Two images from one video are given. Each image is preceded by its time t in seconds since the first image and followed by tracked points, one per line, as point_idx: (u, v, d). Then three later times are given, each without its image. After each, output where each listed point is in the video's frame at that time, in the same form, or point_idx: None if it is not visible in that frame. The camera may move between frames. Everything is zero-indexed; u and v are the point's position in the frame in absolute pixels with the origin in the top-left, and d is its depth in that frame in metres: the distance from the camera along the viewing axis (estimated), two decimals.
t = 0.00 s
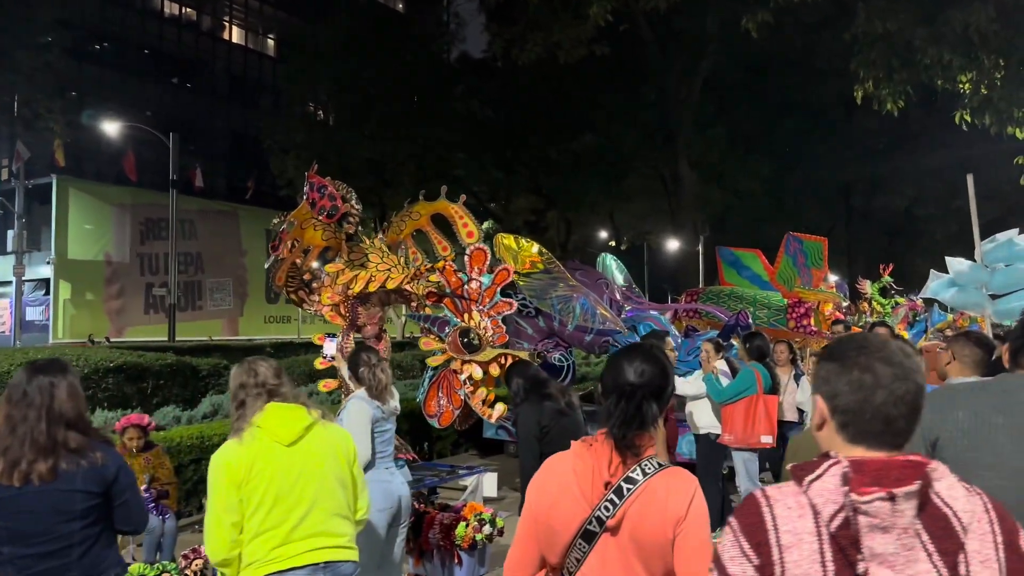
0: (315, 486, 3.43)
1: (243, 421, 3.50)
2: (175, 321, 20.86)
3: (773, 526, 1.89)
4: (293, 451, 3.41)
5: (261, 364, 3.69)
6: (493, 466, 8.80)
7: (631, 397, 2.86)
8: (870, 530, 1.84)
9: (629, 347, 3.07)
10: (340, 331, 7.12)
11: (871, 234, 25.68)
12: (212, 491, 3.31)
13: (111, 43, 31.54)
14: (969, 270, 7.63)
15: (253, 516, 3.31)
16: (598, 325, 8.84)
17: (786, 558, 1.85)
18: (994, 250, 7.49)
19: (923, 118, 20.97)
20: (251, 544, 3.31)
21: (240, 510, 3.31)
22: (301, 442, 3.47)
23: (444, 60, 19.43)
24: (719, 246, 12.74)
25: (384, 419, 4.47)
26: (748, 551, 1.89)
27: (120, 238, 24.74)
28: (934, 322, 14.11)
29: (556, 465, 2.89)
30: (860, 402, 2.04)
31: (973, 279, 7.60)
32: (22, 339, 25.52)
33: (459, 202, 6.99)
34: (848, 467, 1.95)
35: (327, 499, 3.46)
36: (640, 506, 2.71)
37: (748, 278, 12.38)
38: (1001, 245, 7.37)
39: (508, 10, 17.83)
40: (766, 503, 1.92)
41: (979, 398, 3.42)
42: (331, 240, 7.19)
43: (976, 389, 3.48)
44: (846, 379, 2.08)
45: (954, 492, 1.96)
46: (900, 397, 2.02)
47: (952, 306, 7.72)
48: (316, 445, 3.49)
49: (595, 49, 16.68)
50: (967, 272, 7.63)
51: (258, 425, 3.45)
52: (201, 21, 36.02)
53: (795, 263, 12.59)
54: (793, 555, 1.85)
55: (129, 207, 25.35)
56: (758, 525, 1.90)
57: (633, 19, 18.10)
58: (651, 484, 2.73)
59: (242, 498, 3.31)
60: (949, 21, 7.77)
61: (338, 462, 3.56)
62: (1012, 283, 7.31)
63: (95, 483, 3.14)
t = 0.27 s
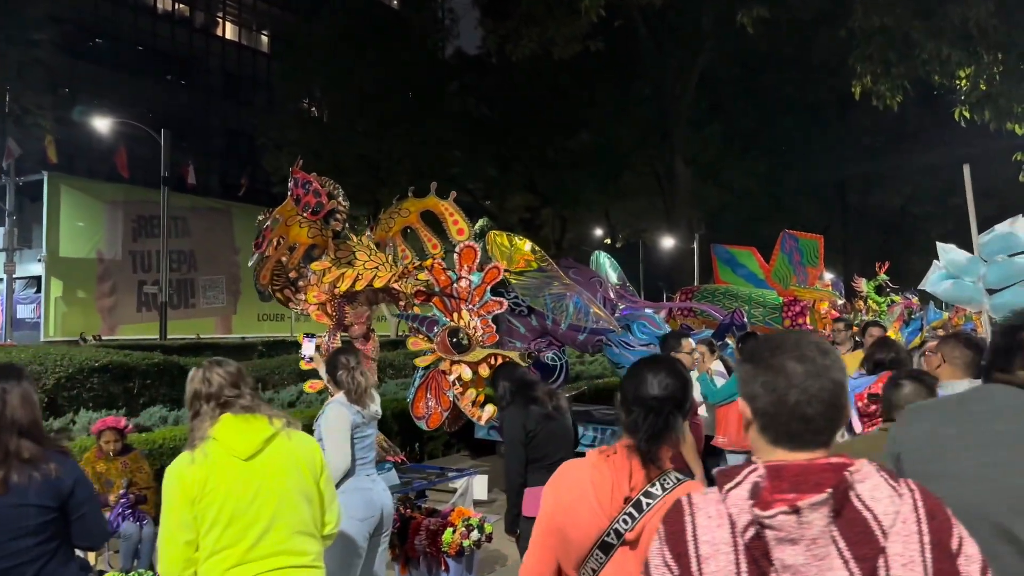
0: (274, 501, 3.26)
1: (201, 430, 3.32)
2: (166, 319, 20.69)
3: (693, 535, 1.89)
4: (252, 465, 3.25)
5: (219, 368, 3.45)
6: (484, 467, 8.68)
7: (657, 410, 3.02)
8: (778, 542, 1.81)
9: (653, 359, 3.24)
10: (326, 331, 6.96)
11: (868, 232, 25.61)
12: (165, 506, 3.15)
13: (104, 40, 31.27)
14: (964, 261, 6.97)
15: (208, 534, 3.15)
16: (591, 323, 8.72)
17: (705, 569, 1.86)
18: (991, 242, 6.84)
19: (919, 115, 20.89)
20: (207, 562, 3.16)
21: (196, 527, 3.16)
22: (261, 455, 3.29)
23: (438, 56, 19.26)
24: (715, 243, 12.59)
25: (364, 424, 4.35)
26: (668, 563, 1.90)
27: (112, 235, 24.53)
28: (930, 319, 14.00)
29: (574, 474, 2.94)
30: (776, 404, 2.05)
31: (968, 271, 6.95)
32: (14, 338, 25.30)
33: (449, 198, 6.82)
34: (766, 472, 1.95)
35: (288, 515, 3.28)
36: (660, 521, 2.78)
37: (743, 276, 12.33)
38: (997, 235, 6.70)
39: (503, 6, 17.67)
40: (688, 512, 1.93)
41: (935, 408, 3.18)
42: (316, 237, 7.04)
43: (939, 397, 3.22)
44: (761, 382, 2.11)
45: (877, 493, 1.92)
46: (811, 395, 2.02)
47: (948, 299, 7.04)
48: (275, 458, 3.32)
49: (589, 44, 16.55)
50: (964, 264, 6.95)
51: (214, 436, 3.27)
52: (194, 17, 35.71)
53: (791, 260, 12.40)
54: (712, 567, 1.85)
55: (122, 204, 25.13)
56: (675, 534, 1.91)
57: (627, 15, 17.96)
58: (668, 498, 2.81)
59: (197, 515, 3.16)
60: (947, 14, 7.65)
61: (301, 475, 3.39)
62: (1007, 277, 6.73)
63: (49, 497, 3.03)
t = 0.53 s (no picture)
0: (232, 512, 3.17)
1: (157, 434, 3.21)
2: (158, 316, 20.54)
3: (640, 540, 2.04)
4: (211, 475, 3.15)
5: (181, 366, 3.34)
6: (476, 466, 8.61)
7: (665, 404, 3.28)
8: (721, 547, 1.94)
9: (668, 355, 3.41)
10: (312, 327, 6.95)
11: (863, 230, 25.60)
12: (119, 514, 3.07)
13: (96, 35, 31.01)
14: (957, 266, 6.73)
15: (162, 545, 3.07)
16: (584, 321, 8.60)
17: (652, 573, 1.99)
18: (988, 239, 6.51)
19: (914, 113, 20.83)
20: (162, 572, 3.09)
21: (149, 538, 3.08)
22: (220, 465, 3.19)
23: (432, 52, 19.13)
24: (709, 240, 12.52)
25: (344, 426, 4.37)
26: (616, 567, 2.04)
27: (105, 232, 24.38)
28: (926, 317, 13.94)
29: (593, 462, 3.24)
30: (721, 401, 2.22)
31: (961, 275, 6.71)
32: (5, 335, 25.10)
33: (438, 194, 6.71)
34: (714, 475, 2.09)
35: (248, 527, 3.20)
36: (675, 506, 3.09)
37: (738, 273, 12.17)
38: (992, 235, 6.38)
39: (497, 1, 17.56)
40: (638, 515, 2.08)
41: (890, 407, 3.52)
42: (302, 233, 7.21)
43: (897, 397, 3.57)
44: (709, 384, 2.27)
45: (826, 496, 2.01)
46: (753, 391, 2.17)
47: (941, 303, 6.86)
48: (236, 468, 3.21)
49: (585, 40, 16.44)
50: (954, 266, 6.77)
51: (171, 442, 3.16)
52: (187, 12, 35.45)
53: (786, 257, 12.25)
54: (658, 570, 1.99)
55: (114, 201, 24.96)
56: (623, 538, 2.06)
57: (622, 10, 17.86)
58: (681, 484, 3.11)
59: (152, 525, 3.07)
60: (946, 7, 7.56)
61: (262, 485, 3.28)
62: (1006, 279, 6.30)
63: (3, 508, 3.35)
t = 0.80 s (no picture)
0: (182, 517, 3.02)
1: (106, 434, 3.07)
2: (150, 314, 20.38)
3: (605, 541, 2.04)
4: (161, 479, 3.00)
5: (138, 361, 3.22)
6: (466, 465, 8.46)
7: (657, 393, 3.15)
8: (688, 548, 1.90)
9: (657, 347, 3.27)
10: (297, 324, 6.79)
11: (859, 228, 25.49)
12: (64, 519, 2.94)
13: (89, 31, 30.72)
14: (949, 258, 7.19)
15: (109, 553, 2.93)
16: (576, 319, 8.48)
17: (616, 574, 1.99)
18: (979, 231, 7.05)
19: (911, 109, 20.72)
20: None
21: (96, 546, 2.94)
22: (171, 468, 3.04)
23: (427, 47, 19.01)
24: (704, 237, 12.45)
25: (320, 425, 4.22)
26: (581, 569, 2.04)
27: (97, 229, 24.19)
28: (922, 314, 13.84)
29: (586, 456, 3.12)
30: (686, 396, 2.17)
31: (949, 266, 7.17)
32: None
33: (427, 188, 6.56)
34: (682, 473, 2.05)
35: (201, 534, 3.04)
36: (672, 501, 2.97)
37: (734, 270, 12.10)
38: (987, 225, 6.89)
39: None
40: (602, 515, 2.09)
41: (864, 404, 3.38)
42: (285, 227, 6.95)
43: (871, 392, 3.41)
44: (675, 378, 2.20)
45: (798, 496, 1.95)
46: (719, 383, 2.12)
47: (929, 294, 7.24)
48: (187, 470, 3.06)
49: (579, 35, 16.30)
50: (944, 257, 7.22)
51: (120, 444, 3.02)
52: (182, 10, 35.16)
53: (781, 254, 12.21)
54: (623, 571, 1.98)
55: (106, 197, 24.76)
56: (588, 540, 2.06)
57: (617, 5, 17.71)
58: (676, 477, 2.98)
59: (98, 532, 2.93)
60: None
61: (218, 489, 3.13)
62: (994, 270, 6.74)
63: None
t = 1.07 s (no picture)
0: (124, 527, 2.93)
1: (42, 441, 2.96)
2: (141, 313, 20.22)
3: (580, 546, 1.98)
4: (100, 488, 2.91)
5: (75, 364, 3.10)
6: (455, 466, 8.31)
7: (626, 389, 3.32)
8: (668, 560, 1.86)
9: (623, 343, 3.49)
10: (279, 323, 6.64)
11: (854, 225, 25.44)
12: None
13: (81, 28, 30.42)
14: (941, 249, 7.32)
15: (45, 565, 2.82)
16: (567, 317, 8.32)
17: None
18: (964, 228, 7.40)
19: (907, 107, 20.63)
20: None
21: (30, 561, 2.81)
22: (110, 475, 2.94)
23: (420, 44, 18.85)
24: (697, 235, 12.22)
25: (290, 430, 4.12)
26: (553, 570, 1.99)
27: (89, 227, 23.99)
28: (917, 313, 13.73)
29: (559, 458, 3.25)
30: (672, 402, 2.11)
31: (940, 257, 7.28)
32: None
33: (414, 183, 6.39)
34: (665, 480, 2.00)
35: (143, 543, 2.95)
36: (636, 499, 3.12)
37: (727, 268, 11.90)
38: (978, 219, 7.22)
39: None
40: (579, 517, 2.02)
41: (855, 402, 3.23)
42: (267, 223, 6.68)
43: (860, 390, 3.27)
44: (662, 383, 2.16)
45: (783, 516, 1.92)
46: (709, 391, 2.06)
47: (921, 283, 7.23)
48: (128, 478, 2.97)
49: (573, 31, 16.16)
50: (935, 248, 7.34)
51: (56, 452, 2.91)
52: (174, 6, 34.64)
53: (776, 252, 12.15)
54: None
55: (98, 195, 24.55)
56: (561, 539, 2.01)
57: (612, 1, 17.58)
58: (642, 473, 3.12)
59: (30, 548, 2.81)
60: None
61: (162, 496, 3.03)
62: (987, 263, 7.05)
63: None
